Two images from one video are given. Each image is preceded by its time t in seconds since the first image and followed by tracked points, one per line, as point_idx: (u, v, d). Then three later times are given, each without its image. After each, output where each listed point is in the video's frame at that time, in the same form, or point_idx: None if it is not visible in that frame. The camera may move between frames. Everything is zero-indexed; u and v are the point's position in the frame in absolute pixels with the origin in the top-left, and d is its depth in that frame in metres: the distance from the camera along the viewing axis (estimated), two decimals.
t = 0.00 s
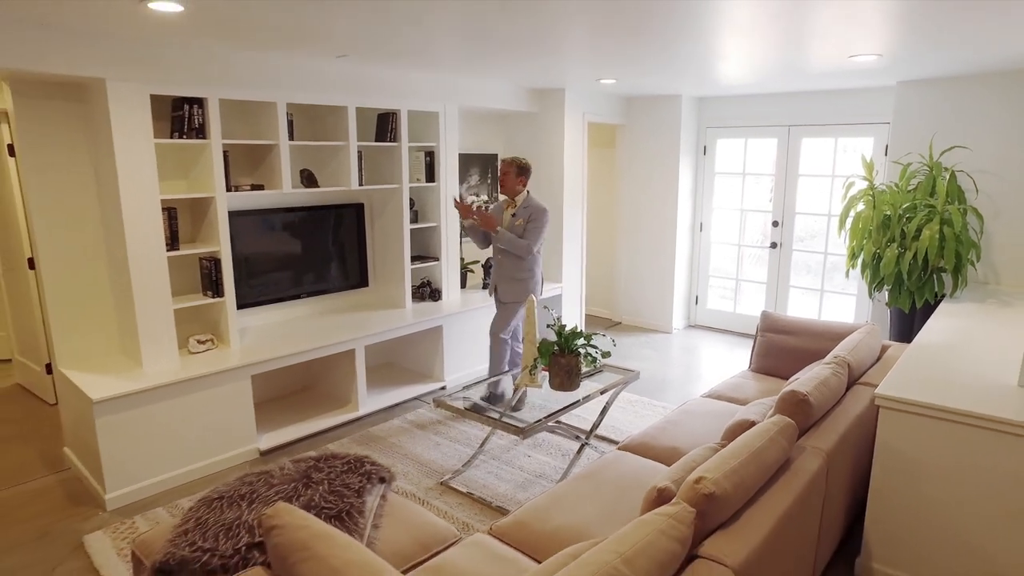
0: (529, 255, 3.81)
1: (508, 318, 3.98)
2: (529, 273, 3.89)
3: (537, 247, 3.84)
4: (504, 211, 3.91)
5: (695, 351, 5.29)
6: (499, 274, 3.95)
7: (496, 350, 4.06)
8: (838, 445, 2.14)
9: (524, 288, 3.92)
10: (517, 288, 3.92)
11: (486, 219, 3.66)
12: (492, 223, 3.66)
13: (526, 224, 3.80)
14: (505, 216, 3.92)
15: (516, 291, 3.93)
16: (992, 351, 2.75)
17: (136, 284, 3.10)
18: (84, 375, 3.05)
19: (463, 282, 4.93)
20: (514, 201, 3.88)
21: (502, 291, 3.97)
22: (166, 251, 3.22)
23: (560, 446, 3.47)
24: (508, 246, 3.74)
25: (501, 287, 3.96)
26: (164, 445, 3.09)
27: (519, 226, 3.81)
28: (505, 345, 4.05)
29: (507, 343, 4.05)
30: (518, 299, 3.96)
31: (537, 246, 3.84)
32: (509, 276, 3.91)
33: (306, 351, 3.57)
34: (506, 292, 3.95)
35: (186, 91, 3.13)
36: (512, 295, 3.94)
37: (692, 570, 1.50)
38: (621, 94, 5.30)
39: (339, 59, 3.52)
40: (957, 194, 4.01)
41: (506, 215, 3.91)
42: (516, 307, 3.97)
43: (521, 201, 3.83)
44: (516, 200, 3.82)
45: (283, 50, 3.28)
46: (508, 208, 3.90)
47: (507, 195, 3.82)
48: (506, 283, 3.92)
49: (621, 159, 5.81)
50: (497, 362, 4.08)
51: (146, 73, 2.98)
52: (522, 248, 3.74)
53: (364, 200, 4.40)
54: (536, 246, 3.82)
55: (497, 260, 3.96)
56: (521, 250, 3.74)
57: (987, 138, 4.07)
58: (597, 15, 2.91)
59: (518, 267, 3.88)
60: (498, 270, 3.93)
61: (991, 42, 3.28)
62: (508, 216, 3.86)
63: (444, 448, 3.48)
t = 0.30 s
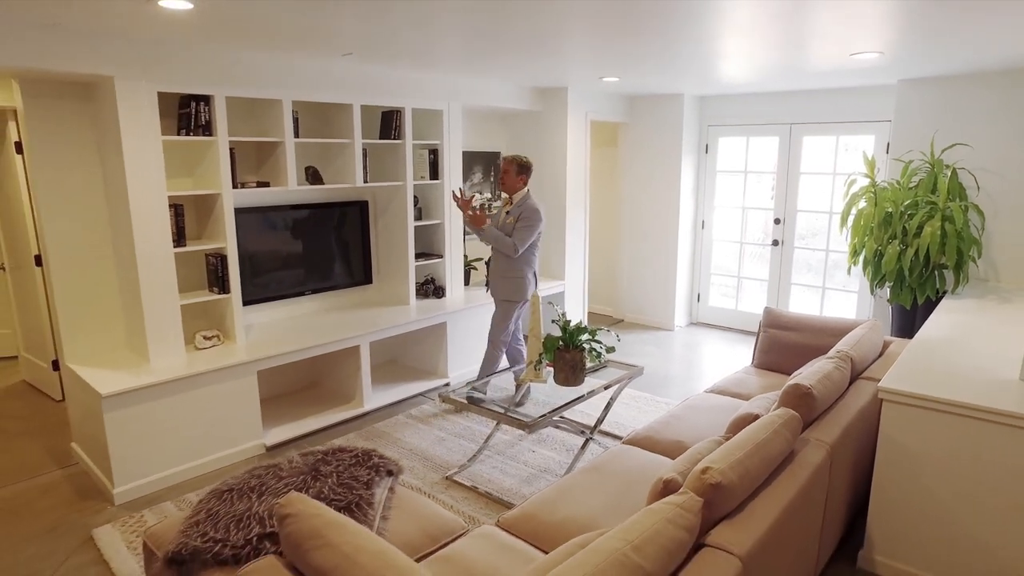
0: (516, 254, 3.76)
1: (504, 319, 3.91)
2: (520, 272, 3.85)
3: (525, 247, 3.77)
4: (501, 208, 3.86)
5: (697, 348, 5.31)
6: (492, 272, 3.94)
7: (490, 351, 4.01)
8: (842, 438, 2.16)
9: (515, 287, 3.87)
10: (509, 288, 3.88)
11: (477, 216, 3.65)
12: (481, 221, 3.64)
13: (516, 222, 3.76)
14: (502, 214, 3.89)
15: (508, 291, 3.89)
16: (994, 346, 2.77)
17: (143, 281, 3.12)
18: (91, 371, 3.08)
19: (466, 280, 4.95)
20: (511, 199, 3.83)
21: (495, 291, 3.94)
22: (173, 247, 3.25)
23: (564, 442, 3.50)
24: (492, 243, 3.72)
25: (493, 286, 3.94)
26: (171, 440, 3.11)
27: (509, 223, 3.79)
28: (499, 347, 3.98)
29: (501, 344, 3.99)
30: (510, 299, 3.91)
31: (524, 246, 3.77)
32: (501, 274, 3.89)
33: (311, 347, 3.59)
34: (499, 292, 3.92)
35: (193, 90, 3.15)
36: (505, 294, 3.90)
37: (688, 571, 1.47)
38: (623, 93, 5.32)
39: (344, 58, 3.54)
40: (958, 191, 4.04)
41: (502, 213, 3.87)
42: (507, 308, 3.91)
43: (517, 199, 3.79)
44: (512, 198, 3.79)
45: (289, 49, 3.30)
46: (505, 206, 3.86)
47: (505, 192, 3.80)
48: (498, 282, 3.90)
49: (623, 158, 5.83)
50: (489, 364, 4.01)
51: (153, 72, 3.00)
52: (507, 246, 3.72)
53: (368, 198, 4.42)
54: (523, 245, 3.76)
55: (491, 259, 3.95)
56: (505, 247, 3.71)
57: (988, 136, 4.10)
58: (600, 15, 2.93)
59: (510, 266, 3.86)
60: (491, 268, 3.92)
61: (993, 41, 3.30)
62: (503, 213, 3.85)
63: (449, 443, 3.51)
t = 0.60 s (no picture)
0: (507, 254, 3.79)
1: (499, 319, 3.93)
2: (513, 272, 3.88)
3: (516, 247, 3.81)
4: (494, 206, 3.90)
5: (698, 346, 5.35)
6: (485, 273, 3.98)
7: (488, 351, 4.03)
8: (841, 433, 2.20)
9: (508, 287, 3.90)
10: (502, 288, 3.91)
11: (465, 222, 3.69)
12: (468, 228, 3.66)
13: (506, 223, 3.80)
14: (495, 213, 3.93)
15: (501, 291, 3.92)
16: (990, 343, 2.81)
17: (151, 279, 3.16)
18: (100, 368, 3.11)
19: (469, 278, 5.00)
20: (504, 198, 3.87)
21: (489, 291, 3.96)
22: (180, 245, 3.28)
23: (567, 438, 3.54)
24: (483, 245, 3.76)
25: (487, 286, 3.97)
26: (179, 435, 3.15)
27: (500, 224, 3.82)
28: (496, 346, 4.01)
29: (498, 344, 4.02)
30: (504, 299, 3.94)
31: (516, 246, 3.80)
32: (494, 275, 3.92)
33: (316, 344, 3.62)
34: (493, 292, 3.94)
35: (200, 90, 3.19)
36: (498, 294, 3.93)
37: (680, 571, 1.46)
38: (625, 93, 5.36)
39: (349, 58, 3.58)
40: (957, 190, 4.08)
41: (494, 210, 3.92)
42: (502, 308, 3.93)
43: (509, 199, 3.82)
44: (505, 198, 3.83)
45: (295, 49, 3.34)
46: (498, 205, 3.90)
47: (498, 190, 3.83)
48: (492, 282, 3.93)
49: (624, 158, 5.87)
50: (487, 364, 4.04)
51: (162, 72, 3.04)
52: (498, 247, 3.75)
53: (372, 197, 4.47)
54: (514, 246, 3.79)
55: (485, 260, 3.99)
56: (495, 248, 3.75)
57: (986, 136, 4.14)
58: (601, 16, 2.98)
59: (502, 266, 3.89)
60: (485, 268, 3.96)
61: (991, 42, 3.34)
62: (495, 212, 3.89)
63: (453, 440, 3.55)
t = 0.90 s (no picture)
0: (494, 257, 3.83)
1: (489, 319, 3.95)
2: (500, 274, 3.91)
3: (503, 249, 3.85)
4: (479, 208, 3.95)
5: (699, 345, 5.40)
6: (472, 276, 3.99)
7: (487, 350, 4.06)
8: (841, 428, 2.25)
9: (495, 288, 3.93)
10: (490, 289, 3.93)
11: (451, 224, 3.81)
12: (453, 230, 3.80)
13: (494, 226, 3.84)
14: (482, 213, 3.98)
15: (488, 292, 3.94)
16: (987, 341, 2.86)
17: (161, 278, 3.20)
18: (112, 366, 3.16)
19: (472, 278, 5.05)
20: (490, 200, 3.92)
21: (475, 292, 3.98)
22: (189, 245, 3.33)
23: (571, 436, 3.59)
24: (471, 248, 3.80)
25: (473, 287, 3.98)
26: (189, 432, 3.20)
27: (489, 227, 3.86)
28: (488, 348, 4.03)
29: (492, 345, 4.04)
30: (491, 300, 3.96)
31: (503, 248, 3.85)
32: (480, 277, 3.94)
33: (323, 343, 3.67)
34: (480, 293, 3.96)
35: (210, 93, 3.24)
36: (485, 295, 3.95)
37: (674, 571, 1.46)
38: (626, 94, 5.41)
39: (355, 60, 3.63)
40: (955, 191, 4.14)
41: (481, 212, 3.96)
42: (491, 308, 3.95)
43: (496, 201, 3.87)
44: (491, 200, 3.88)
45: (302, 51, 3.38)
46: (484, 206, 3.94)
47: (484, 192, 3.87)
48: (478, 284, 3.95)
49: (626, 158, 5.92)
50: (483, 364, 4.06)
51: (172, 74, 3.09)
52: (486, 249, 3.79)
53: (376, 198, 4.51)
54: (501, 248, 3.83)
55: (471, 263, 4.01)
56: (483, 249, 3.78)
57: (983, 137, 4.19)
58: (604, 19, 3.03)
59: (488, 267, 3.92)
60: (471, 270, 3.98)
61: (987, 44, 3.40)
62: (482, 214, 3.93)
63: (459, 437, 3.60)
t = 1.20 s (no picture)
0: (489, 258, 3.86)
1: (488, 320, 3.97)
2: (495, 275, 3.95)
3: (498, 250, 3.87)
4: (474, 210, 3.99)
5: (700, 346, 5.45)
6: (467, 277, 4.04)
7: (487, 351, 4.08)
8: (842, 427, 2.29)
9: (490, 289, 3.97)
10: (484, 290, 3.97)
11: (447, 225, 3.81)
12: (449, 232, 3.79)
13: (488, 228, 3.87)
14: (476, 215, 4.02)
15: (484, 293, 3.98)
16: (985, 341, 2.90)
17: (170, 279, 3.24)
18: (122, 367, 3.20)
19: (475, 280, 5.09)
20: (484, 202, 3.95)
21: (470, 293, 4.03)
22: (198, 247, 3.37)
23: (575, 436, 3.63)
24: (467, 250, 3.82)
25: (468, 288, 4.03)
26: (199, 432, 3.23)
27: (483, 228, 3.89)
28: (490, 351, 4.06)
29: (493, 346, 4.07)
30: (486, 301, 4.00)
31: (498, 250, 3.86)
32: (476, 278, 3.99)
33: (330, 344, 3.71)
34: (475, 295, 4.01)
35: (218, 97, 3.28)
36: (480, 296, 3.99)
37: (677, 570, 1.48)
38: (628, 97, 5.45)
39: (362, 64, 3.67)
40: (955, 194, 4.14)
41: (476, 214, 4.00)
42: (489, 309, 3.99)
43: (490, 203, 3.90)
44: (486, 203, 3.92)
45: (310, 55, 3.42)
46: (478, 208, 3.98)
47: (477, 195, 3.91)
48: (473, 285, 3.99)
49: (627, 160, 5.97)
50: (485, 366, 4.10)
51: (181, 79, 3.13)
52: (481, 251, 3.81)
53: (381, 200, 4.56)
54: (496, 250, 3.85)
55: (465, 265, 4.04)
56: (477, 251, 3.80)
57: (982, 140, 4.23)
58: (608, 24, 3.08)
59: (483, 269, 3.96)
60: (466, 271, 4.02)
61: (985, 49, 3.45)
62: (477, 215, 3.97)
63: (464, 437, 3.64)
